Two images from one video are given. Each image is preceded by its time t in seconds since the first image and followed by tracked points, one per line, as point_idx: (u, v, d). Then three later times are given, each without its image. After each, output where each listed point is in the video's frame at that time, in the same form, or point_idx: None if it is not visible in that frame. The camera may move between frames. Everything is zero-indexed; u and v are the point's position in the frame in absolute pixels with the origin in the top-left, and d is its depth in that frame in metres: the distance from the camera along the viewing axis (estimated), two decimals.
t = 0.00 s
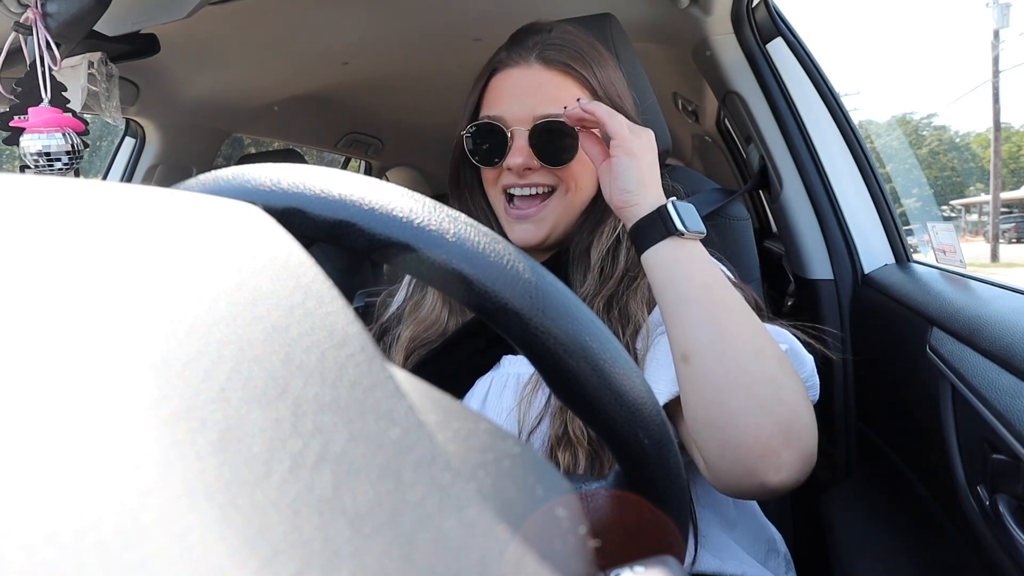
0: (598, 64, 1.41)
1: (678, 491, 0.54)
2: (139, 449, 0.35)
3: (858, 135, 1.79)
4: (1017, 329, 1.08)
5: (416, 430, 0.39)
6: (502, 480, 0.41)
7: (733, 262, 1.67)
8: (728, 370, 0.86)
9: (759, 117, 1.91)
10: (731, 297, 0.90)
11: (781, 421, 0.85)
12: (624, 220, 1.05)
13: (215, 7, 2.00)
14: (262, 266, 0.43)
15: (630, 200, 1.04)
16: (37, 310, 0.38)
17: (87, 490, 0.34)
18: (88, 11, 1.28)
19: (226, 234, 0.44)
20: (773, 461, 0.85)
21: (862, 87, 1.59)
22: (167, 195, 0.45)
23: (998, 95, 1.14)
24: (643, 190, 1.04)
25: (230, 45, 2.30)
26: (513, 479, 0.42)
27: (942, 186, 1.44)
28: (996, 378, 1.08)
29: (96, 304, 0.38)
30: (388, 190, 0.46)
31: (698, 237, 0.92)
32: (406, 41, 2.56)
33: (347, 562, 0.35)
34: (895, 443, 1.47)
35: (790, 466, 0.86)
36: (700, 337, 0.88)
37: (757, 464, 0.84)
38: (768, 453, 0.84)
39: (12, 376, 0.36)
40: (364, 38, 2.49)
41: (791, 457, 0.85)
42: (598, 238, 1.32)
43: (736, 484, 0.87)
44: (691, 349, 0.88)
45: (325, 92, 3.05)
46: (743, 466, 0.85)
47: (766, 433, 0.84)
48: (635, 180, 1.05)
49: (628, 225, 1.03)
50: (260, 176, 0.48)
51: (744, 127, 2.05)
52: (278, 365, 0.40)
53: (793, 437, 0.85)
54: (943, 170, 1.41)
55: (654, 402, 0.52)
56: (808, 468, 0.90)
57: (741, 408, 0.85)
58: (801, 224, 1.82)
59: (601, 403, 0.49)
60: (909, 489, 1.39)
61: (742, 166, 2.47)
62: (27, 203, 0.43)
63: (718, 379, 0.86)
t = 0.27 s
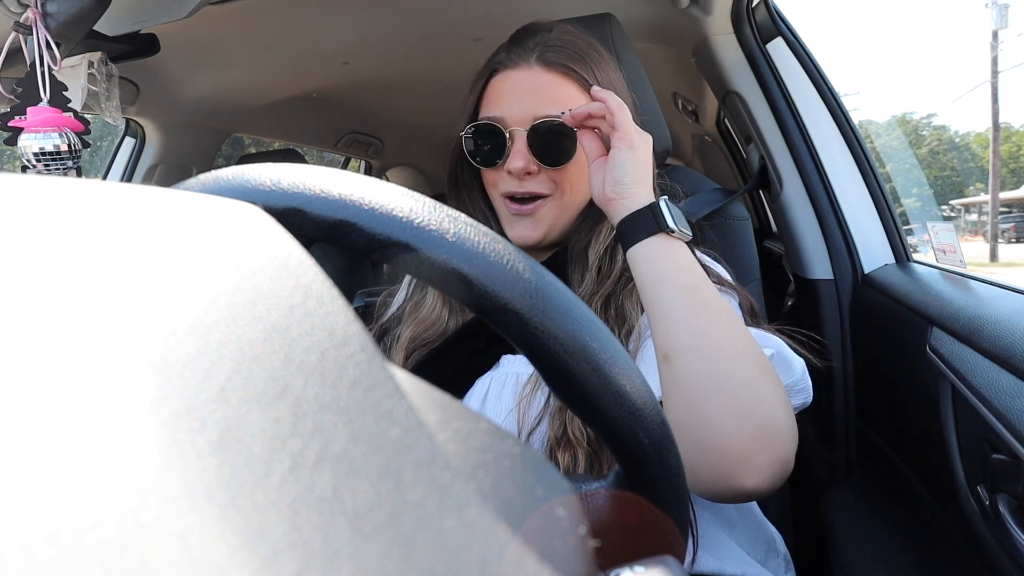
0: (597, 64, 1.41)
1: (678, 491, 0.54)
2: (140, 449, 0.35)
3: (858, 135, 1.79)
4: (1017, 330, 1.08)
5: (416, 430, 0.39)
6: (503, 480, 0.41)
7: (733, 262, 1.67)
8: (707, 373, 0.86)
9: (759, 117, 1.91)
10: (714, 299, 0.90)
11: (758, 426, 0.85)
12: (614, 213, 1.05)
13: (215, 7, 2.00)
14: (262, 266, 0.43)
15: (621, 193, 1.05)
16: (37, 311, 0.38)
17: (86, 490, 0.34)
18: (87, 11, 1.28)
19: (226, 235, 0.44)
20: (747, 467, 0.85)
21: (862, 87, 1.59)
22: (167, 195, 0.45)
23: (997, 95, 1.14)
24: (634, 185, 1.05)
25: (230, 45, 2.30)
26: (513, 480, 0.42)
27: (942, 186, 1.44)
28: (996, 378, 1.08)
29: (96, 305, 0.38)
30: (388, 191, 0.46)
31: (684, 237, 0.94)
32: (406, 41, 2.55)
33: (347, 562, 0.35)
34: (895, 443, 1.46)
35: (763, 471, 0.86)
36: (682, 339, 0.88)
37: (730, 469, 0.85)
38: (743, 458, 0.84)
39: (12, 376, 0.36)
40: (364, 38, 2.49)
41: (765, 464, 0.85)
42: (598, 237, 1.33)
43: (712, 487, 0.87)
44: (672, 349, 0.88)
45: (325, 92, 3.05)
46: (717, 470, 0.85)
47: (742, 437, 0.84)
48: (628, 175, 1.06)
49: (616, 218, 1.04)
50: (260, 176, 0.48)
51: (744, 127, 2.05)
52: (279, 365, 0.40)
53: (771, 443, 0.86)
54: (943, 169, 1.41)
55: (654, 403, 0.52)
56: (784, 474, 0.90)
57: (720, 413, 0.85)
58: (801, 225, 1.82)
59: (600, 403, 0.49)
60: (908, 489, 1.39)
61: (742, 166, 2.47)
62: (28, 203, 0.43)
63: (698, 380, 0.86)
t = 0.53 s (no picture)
0: (590, 63, 1.41)
1: (678, 491, 0.54)
2: (139, 450, 0.35)
3: (858, 135, 1.79)
4: (1017, 330, 1.08)
5: (416, 430, 0.39)
6: (503, 480, 0.41)
7: (733, 262, 1.67)
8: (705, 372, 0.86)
9: (759, 117, 1.91)
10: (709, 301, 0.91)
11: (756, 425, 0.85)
12: (610, 212, 1.06)
13: (215, 7, 2.00)
14: (262, 266, 0.43)
15: (617, 193, 1.06)
16: (37, 311, 0.38)
17: (86, 490, 0.34)
18: (87, 11, 1.28)
19: (226, 235, 0.44)
20: (746, 466, 0.84)
21: (862, 87, 1.59)
22: (167, 195, 0.45)
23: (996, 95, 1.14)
24: (630, 186, 1.06)
25: (230, 45, 2.30)
26: (513, 480, 0.42)
27: (942, 186, 1.44)
28: (996, 379, 1.08)
29: (96, 305, 0.38)
30: (388, 190, 0.46)
31: (681, 237, 0.95)
32: (406, 41, 2.55)
33: (347, 562, 0.35)
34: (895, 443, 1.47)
35: (763, 470, 0.85)
36: (678, 339, 0.88)
37: (729, 470, 0.84)
38: (741, 458, 0.84)
39: (12, 376, 0.36)
40: (364, 38, 2.49)
41: (764, 463, 0.85)
42: (598, 237, 1.33)
43: (710, 486, 0.86)
44: (670, 350, 0.89)
45: (325, 92, 3.05)
46: (716, 471, 0.85)
47: (741, 437, 0.84)
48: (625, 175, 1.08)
49: (611, 218, 1.05)
50: (260, 176, 0.48)
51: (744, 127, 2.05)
52: (279, 365, 0.40)
53: (769, 443, 0.85)
54: (943, 169, 1.41)
55: (654, 402, 0.52)
56: (783, 474, 0.89)
57: (715, 411, 0.85)
58: (801, 225, 1.82)
59: (600, 402, 0.49)
60: (908, 489, 1.39)
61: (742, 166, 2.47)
62: (28, 204, 0.43)
63: (696, 380, 0.86)
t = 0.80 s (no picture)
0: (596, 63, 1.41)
1: (678, 491, 0.54)
2: (139, 450, 0.35)
3: (858, 135, 1.79)
4: (1017, 330, 1.08)
5: (416, 430, 0.39)
6: (503, 480, 0.41)
7: (733, 262, 1.67)
8: (704, 375, 0.86)
9: (759, 117, 1.91)
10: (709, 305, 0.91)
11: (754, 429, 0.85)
12: (615, 211, 1.06)
13: (215, 7, 2.01)
14: (262, 266, 0.44)
15: (623, 194, 1.07)
16: (37, 311, 0.38)
17: (86, 490, 0.34)
18: (87, 11, 1.28)
19: (226, 235, 0.44)
20: (743, 470, 0.84)
21: (862, 86, 1.59)
22: (167, 196, 0.45)
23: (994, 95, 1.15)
24: (636, 187, 1.07)
25: (230, 45, 2.30)
26: (513, 480, 0.42)
27: (941, 185, 1.43)
28: (996, 379, 1.08)
29: (96, 305, 0.38)
30: (388, 190, 0.46)
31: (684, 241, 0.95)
32: (406, 41, 2.55)
33: (347, 562, 0.35)
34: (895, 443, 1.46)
35: (760, 475, 0.85)
36: (678, 341, 0.88)
37: (726, 474, 0.84)
38: (738, 462, 0.84)
39: (12, 376, 0.36)
40: (364, 38, 2.49)
41: (761, 467, 0.85)
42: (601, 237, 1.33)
43: (705, 490, 0.86)
44: (670, 352, 0.89)
45: (324, 92, 3.05)
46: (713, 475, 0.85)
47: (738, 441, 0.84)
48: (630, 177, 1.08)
49: (616, 218, 1.06)
50: (260, 176, 0.48)
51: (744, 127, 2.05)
52: (279, 365, 0.40)
53: (766, 447, 0.85)
54: (943, 168, 1.41)
55: (654, 403, 0.52)
56: (779, 479, 0.89)
57: (713, 414, 0.85)
58: (800, 225, 1.82)
59: (600, 402, 0.49)
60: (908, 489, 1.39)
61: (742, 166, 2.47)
62: (28, 204, 0.43)
63: (695, 383, 0.86)
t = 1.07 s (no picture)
0: (596, 68, 1.42)
1: (678, 491, 0.54)
2: (139, 449, 0.35)
3: (858, 135, 1.79)
4: (1017, 329, 1.08)
5: (416, 430, 0.39)
6: (503, 480, 0.41)
7: (733, 262, 1.67)
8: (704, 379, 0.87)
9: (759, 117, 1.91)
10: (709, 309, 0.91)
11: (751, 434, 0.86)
12: (616, 217, 1.06)
13: (215, 7, 2.00)
14: (262, 266, 0.43)
15: (625, 200, 1.07)
16: (37, 311, 0.38)
17: (87, 489, 0.34)
18: (87, 11, 1.28)
19: (226, 235, 0.44)
20: (739, 474, 0.85)
21: (861, 85, 1.59)
22: (166, 196, 0.45)
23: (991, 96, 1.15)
24: (637, 193, 1.07)
25: (230, 45, 2.30)
26: (513, 480, 0.42)
27: (941, 184, 1.43)
28: (997, 378, 1.08)
29: (96, 305, 0.38)
30: (388, 191, 0.46)
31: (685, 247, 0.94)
32: (406, 41, 2.55)
33: (347, 562, 0.35)
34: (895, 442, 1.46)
35: (755, 478, 0.86)
36: (678, 346, 0.88)
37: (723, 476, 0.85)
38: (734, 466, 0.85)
39: (12, 376, 0.36)
40: (364, 38, 2.49)
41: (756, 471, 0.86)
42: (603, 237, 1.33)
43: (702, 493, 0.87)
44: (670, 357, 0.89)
45: (324, 92, 3.05)
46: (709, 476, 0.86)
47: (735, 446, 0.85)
48: (633, 183, 1.09)
49: (619, 225, 1.05)
50: (259, 176, 0.48)
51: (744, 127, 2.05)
52: (278, 365, 0.40)
53: (762, 451, 0.86)
54: (942, 167, 1.41)
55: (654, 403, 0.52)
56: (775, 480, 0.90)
57: (712, 419, 0.85)
58: (801, 225, 1.82)
59: (600, 402, 0.49)
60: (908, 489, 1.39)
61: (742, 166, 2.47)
62: (28, 203, 0.43)
63: (694, 387, 0.87)
